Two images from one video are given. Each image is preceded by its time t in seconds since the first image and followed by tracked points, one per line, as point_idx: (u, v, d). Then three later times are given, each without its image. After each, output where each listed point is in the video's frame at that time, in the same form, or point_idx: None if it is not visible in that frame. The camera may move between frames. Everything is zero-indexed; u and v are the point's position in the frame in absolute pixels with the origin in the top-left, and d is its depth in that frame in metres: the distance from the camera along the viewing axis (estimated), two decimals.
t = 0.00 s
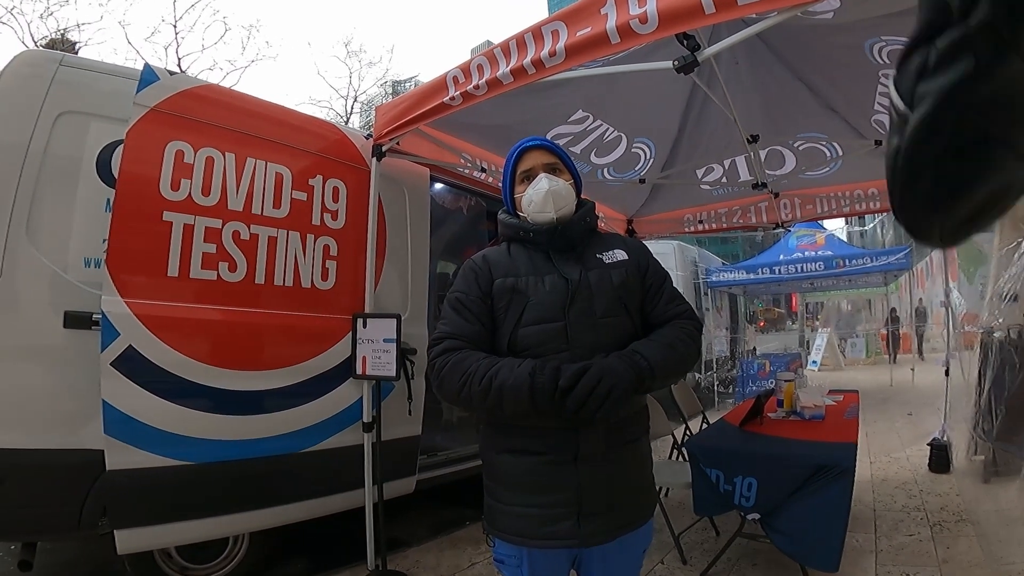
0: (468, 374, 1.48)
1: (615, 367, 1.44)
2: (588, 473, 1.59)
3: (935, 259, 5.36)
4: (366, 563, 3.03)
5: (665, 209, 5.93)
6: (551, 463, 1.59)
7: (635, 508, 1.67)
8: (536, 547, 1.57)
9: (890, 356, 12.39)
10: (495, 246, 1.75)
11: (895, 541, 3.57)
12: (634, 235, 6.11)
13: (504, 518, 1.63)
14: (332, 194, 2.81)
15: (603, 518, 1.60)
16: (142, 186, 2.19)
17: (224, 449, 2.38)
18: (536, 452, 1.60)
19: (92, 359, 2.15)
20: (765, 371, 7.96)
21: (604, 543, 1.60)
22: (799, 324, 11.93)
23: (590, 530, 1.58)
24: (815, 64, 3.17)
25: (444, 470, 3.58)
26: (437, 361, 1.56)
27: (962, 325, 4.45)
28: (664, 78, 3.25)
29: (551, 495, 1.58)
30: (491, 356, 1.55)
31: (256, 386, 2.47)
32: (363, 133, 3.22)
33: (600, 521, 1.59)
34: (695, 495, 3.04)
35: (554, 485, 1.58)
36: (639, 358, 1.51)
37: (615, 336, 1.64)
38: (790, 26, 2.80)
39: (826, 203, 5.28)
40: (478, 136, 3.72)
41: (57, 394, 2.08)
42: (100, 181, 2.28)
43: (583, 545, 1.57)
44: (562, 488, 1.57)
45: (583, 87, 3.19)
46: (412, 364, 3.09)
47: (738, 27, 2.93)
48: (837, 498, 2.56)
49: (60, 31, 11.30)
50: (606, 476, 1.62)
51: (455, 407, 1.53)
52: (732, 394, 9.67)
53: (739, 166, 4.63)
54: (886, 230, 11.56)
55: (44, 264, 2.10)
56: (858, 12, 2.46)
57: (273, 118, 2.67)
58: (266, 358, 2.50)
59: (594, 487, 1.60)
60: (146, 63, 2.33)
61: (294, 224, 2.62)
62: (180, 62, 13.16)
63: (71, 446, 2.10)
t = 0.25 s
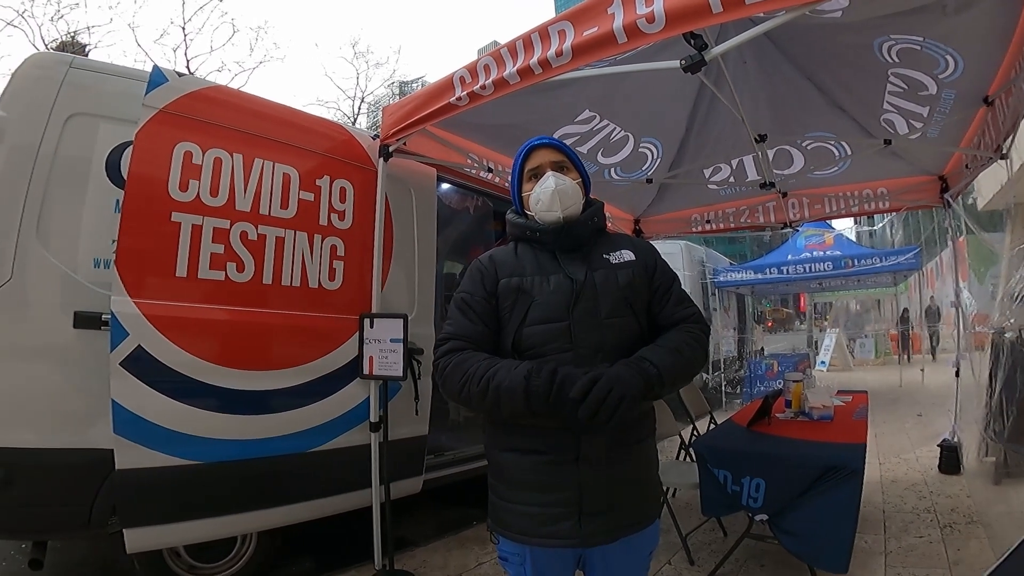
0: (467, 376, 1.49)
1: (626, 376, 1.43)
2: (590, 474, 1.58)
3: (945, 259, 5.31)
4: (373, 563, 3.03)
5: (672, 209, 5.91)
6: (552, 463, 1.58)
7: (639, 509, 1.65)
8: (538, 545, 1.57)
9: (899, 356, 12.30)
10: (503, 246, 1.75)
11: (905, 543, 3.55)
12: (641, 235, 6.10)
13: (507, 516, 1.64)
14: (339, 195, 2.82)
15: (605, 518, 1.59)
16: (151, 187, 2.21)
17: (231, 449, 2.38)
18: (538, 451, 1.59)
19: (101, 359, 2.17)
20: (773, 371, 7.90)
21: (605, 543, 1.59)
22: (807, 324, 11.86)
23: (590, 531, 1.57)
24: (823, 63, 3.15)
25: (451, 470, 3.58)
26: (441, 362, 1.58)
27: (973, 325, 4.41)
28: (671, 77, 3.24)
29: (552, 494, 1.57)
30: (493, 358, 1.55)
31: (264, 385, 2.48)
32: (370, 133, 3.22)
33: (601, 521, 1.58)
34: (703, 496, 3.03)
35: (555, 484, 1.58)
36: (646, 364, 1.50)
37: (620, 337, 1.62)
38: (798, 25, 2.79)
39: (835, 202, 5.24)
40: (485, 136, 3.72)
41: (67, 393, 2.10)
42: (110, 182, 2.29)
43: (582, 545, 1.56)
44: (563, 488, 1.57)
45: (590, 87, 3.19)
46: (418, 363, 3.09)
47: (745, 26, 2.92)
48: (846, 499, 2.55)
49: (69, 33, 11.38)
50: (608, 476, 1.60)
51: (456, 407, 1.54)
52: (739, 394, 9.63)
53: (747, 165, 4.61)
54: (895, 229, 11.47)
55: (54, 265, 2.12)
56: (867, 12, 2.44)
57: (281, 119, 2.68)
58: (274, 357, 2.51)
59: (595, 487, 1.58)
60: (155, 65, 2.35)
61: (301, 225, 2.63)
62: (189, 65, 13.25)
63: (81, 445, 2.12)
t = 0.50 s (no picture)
0: (448, 372, 1.57)
1: (680, 433, 1.43)
2: (588, 474, 1.56)
3: (954, 258, 5.28)
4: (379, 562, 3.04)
5: (678, 208, 5.89)
6: (552, 461, 1.57)
7: (641, 512, 1.62)
8: (537, 543, 1.57)
9: (909, 356, 12.21)
10: (511, 244, 1.76)
11: (914, 544, 3.52)
12: (647, 234, 6.08)
13: (509, 511, 1.64)
14: (345, 194, 2.82)
15: (604, 519, 1.57)
16: (159, 187, 2.22)
17: (237, 448, 2.39)
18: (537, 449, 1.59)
19: (109, 359, 2.18)
20: (781, 371, 7.85)
21: (604, 544, 1.57)
22: (815, 324, 11.80)
23: (589, 530, 1.55)
24: (831, 61, 3.13)
25: (457, 469, 3.59)
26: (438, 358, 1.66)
27: (984, 325, 4.37)
28: (677, 76, 3.23)
29: (552, 493, 1.56)
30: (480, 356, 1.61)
31: (270, 384, 2.49)
32: (376, 133, 3.23)
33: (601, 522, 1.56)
34: (710, 496, 3.02)
35: (554, 483, 1.57)
36: (690, 407, 1.50)
37: (624, 337, 1.60)
38: (806, 23, 2.77)
39: (843, 201, 5.20)
40: (491, 135, 3.73)
41: (75, 393, 2.11)
42: (117, 182, 2.30)
43: (580, 545, 1.55)
44: (562, 487, 1.56)
45: (596, 86, 3.18)
46: (424, 363, 3.10)
47: (752, 25, 2.91)
48: (853, 499, 2.54)
49: (78, 34, 11.47)
50: (607, 477, 1.58)
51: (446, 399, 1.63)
52: (747, 394, 9.59)
53: (754, 164, 4.59)
54: (904, 227, 11.39)
55: (62, 265, 2.13)
56: (876, 9, 2.42)
57: (287, 119, 2.69)
58: (280, 357, 2.52)
59: (594, 487, 1.56)
60: (163, 66, 2.36)
61: (307, 225, 2.64)
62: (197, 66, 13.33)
63: (89, 444, 2.13)
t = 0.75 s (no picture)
0: (444, 333, 1.75)
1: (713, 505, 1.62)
2: (576, 474, 1.56)
3: (960, 257, 5.25)
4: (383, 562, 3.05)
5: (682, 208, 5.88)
6: (545, 456, 1.60)
7: (635, 519, 1.58)
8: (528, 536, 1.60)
9: (915, 356, 12.14)
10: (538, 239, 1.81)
11: (920, 545, 3.50)
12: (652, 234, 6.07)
13: (507, 502, 1.67)
14: (349, 195, 2.83)
15: (591, 522, 1.55)
16: (163, 188, 2.23)
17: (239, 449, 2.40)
18: (532, 442, 1.62)
19: (115, 359, 2.19)
20: (785, 371, 7.80)
21: (590, 546, 1.55)
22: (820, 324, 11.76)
23: (574, 531, 1.55)
24: (836, 61, 3.12)
25: (462, 468, 3.59)
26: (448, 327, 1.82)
27: (990, 325, 4.34)
28: (680, 75, 3.22)
29: (545, 488, 1.58)
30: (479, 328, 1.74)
31: (274, 384, 2.50)
32: (380, 134, 3.23)
33: (587, 524, 1.55)
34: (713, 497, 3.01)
35: (546, 478, 1.58)
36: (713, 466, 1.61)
37: (626, 341, 1.59)
38: (809, 22, 2.76)
39: (847, 201, 5.18)
40: (495, 135, 3.74)
41: (81, 392, 2.12)
42: (123, 183, 2.31)
43: (562, 543, 1.55)
44: (551, 483, 1.57)
45: (600, 86, 3.18)
46: (428, 363, 3.11)
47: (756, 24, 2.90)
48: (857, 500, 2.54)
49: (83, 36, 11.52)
50: (598, 481, 1.56)
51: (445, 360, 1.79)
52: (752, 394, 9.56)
53: (758, 163, 4.58)
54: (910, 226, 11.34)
55: (68, 265, 2.15)
56: (880, 8, 2.41)
57: (291, 120, 2.70)
58: (284, 357, 2.52)
59: (586, 488, 1.55)
60: (168, 68, 2.37)
61: (311, 225, 2.65)
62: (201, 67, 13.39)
63: (95, 444, 2.15)
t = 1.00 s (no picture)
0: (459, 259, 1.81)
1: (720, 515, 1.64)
2: (579, 468, 1.57)
3: (966, 256, 5.23)
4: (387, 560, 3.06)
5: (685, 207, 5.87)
6: (550, 449, 1.62)
7: (635, 519, 1.56)
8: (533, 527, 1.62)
9: (920, 355, 12.09)
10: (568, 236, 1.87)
11: (925, 545, 3.49)
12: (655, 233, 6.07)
13: (514, 494, 1.70)
14: (353, 195, 2.84)
15: (592, 517, 1.55)
16: (168, 188, 2.24)
17: (245, 447, 2.41)
18: (539, 434, 1.65)
19: (121, 358, 2.21)
20: (789, 371, 7.76)
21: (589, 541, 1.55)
22: (825, 323, 11.72)
23: (573, 525, 1.55)
24: (840, 60, 3.11)
25: (467, 467, 3.55)
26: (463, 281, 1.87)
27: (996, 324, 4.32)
28: (684, 75, 3.22)
29: (548, 482, 1.60)
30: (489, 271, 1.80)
31: (278, 383, 2.51)
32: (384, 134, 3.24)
33: (587, 519, 1.55)
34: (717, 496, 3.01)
35: (548, 473, 1.60)
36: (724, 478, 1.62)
37: (637, 342, 1.59)
38: (813, 21, 2.75)
39: (852, 200, 5.15)
40: (498, 135, 3.74)
41: (87, 391, 2.14)
42: (128, 183, 2.33)
43: (560, 535, 1.56)
44: (555, 475, 1.59)
45: (603, 85, 3.18)
46: (432, 363, 3.12)
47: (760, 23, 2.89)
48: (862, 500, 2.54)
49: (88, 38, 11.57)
50: (599, 480, 1.56)
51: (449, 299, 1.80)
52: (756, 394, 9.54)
53: (762, 163, 4.57)
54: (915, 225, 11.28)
55: (74, 265, 2.17)
56: (885, 7, 2.40)
57: (295, 120, 2.71)
58: (289, 356, 2.54)
59: (587, 484, 1.56)
60: (173, 68, 2.39)
61: (316, 225, 2.66)
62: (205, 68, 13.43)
63: (101, 443, 2.16)
